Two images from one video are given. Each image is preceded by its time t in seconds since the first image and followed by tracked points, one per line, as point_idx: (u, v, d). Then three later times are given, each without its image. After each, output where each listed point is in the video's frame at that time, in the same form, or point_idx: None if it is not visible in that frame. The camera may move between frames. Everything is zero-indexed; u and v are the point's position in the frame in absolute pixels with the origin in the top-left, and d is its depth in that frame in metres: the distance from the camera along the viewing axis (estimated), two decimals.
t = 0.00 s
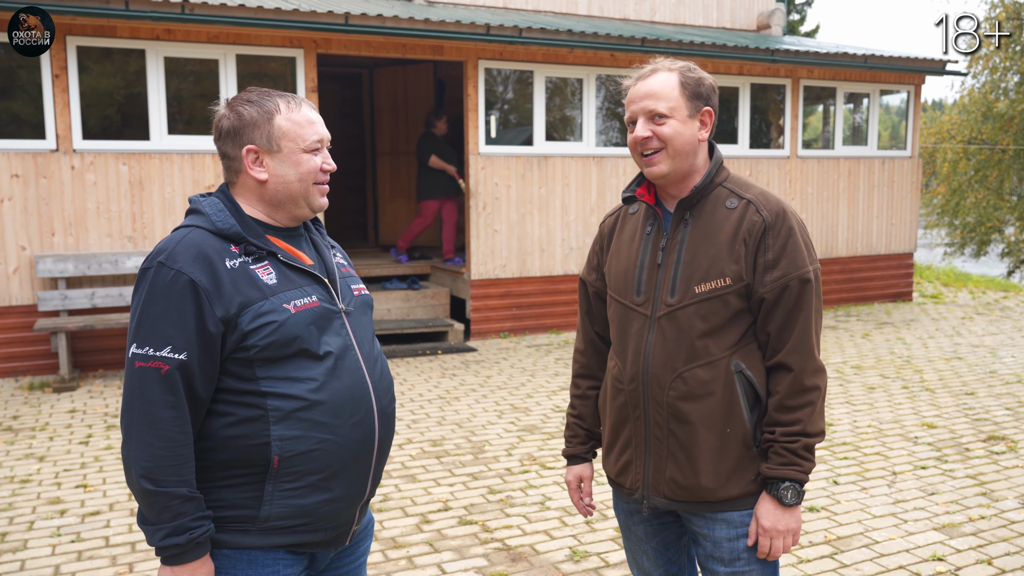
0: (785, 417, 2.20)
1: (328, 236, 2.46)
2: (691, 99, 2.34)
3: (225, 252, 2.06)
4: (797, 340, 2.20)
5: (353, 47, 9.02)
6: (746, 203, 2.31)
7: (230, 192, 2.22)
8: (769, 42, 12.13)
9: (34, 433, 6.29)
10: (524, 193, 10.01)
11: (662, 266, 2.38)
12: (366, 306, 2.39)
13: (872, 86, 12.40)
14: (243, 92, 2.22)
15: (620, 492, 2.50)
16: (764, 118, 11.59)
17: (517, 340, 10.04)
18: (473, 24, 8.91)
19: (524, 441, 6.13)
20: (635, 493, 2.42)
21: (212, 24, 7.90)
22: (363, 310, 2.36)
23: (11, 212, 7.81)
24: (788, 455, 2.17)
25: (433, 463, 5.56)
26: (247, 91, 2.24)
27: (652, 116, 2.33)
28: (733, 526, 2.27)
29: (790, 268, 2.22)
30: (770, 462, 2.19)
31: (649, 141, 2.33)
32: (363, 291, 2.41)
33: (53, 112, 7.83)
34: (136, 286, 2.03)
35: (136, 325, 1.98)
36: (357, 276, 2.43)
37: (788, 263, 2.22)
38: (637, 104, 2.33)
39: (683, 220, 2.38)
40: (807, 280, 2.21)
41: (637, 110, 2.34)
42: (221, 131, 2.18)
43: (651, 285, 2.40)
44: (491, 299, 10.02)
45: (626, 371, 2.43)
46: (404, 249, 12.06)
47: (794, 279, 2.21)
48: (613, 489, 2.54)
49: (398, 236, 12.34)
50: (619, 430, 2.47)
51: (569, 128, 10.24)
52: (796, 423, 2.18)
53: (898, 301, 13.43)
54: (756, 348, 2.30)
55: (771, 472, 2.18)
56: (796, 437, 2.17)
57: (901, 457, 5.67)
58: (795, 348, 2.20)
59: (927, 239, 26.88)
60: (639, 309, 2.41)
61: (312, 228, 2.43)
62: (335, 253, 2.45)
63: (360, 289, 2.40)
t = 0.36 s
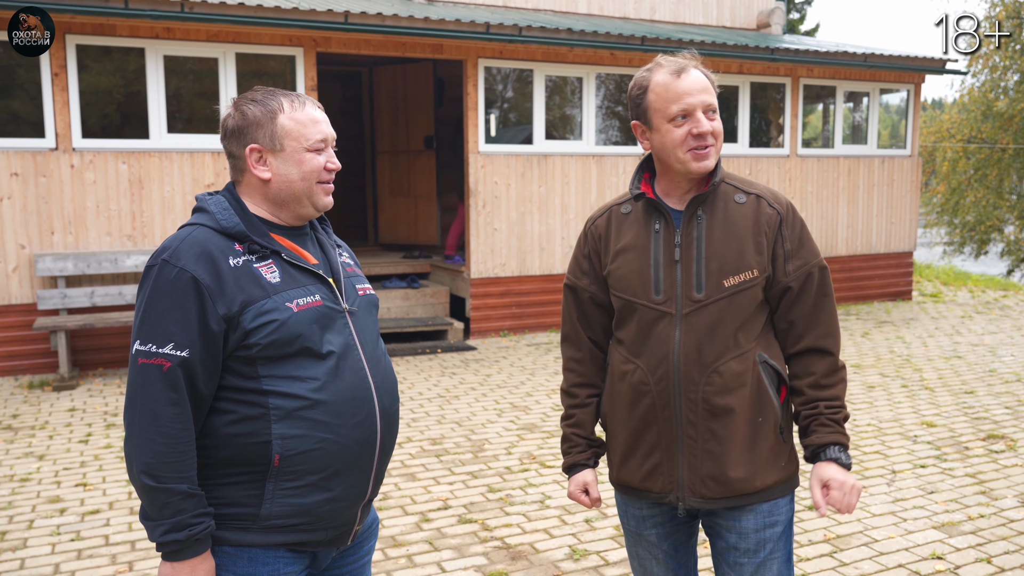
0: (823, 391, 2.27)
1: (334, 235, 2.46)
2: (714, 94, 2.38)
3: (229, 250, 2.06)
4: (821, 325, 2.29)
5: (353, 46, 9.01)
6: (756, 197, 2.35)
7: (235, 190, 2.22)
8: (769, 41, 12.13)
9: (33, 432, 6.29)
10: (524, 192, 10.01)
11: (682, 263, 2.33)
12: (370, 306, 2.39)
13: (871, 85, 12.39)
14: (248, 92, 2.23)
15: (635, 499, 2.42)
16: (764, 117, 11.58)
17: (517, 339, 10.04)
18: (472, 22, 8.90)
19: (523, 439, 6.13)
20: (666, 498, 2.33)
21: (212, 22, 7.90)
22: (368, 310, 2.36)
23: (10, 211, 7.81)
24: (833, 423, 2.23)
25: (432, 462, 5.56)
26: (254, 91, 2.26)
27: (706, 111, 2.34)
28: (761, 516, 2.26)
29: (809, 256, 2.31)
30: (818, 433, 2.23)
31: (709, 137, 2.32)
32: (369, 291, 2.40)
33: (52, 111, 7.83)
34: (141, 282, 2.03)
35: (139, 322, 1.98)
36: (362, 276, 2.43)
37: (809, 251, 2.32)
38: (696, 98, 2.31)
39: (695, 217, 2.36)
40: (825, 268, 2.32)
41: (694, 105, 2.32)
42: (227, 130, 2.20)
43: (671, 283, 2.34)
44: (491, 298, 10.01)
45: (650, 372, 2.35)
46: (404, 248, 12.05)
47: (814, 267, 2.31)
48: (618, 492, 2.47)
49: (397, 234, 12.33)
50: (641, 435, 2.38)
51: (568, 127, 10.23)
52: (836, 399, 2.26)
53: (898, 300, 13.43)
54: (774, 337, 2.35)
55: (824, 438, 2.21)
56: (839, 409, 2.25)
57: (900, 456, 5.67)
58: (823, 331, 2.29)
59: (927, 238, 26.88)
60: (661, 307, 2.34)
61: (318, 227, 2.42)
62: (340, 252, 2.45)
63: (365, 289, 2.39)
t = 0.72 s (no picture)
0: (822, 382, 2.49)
1: (337, 235, 2.46)
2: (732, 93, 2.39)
3: (227, 250, 2.06)
4: (815, 318, 2.50)
5: (351, 45, 9.00)
6: (755, 199, 2.46)
7: (236, 190, 2.22)
8: (767, 40, 12.12)
9: (32, 432, 6.28)
10: (523, 191, 10.01)
11: (706, 262, 2.32)
12: (372, 306, 2.38)
13: (870, 84, 12.37)
14: (247, 90, 2.23)
15: (648, 507, 2.33)
16: (763, 116, 11.59)
17: (516, 338, 10.04)
18: (471, 22, 8.90)
19: (522, 439, 6.13)
20: (701, 501, 2.27)
21: (210, 22, 7.90)
22: (370, 311, 2.35)
23: (8, 211, 7.80)
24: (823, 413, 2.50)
25: (432, 462, 5.56)
26: (253, 89, 2.26)
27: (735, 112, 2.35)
28: (780, 510, 2.33)
29: (804, 256, 2.50)
30: (819, 425, 2.49)
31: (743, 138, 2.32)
32: (370, 291, 2.40)
33: (51, 111, 7.82)
34: (140, 281, 2.04)
35: (138, 320, 1.99)
36: (365, 276, 2.42)
37: (804, 250, 2.51)
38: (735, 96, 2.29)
39: (710, 215, 2.37)
40: (814, 266, 2.53)
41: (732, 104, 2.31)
42: (223, 128, 2.20)
43: (698, 282, 2.30)
44: (490, 297, 10.01)
45: (684, 373, 2.27)
46: (403, 248, 12.06)
47: (809, 265, 2.51)
48: (622, 500, 2.38)
49: (396, 233, 12.33)
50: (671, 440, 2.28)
51: (567, 126, 10.24)
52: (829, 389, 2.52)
53: (896, 299, 13.44)
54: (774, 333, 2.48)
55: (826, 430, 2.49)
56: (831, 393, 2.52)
57: (899, 455, 5.68)
58: (818, 325, 2.50)
59: (926, 237, 26.88)
60: (691, 307, 2.28)
61: (321, 227, 2.42)
62: (343, 252, 2.45)
63: (367, 290, 2.39)
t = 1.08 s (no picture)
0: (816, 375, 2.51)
1: (336, 234, 2.46)
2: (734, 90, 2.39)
3: (229, 250, 2.06)
4: (813, 315, 2.53)
5: (352, 44, 9.00)
6: (755, 197, 2.48)
7: (236, 187, 2.23)
8: (769, 38, 12.11)
9: (34, 431, 6.29)
10: (524, 190, 10.01)
11: (711, 263, 2.32)
12: (372, 306, 2.39)
13: (872, 83, 12.36)
14: (246, 87, 2.23)
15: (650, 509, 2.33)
16: (763, 114, 11.59)
17: (517, 337, 10.05)
18: (471, 20, 8.90)
19: (524, 437, 6.13)
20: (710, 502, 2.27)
21: (211, 21, 7.90)
22: (370, 312, 2.35)
23: (10, 210, 7.81)
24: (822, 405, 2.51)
25: (433, 460, 5.56)
26: (252, 86, 2.26)
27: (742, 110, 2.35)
28: (780, 509, 2.33)
29: (800, 253, 2.53)
30: (818, 415, 2.49)
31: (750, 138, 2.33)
32: (370, 291, 2.40)
33: (52, 111, 7.83)
34: (140, 281, 2.04)
35: (138, 321, 1.98)
36: (365, 277, 2.43)
37: (801, 249, 2.54)
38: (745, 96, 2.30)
39: (712, 216, 2.38)
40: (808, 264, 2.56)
41: (741, 102, 2.31)
42: (223, 126, 2.21)
43: (703, 283, 2.30)
44: (491, 296, 10.01)
45: (693, 375, 2.26)
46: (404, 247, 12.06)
47: (806, 263, 2.53)
48: (623, 501, 2.38)
49: (397, 232, 12.33)
50: (678, 442, 2.28)
51: (568, 125, 10.24)
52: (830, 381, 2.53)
53: (898, 297, 13.44)
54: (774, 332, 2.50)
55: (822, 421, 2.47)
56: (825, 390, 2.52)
57: (901, 453, 5.67)
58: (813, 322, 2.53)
59: (927, 235, 26.88)
60: (696, 308, 2.29)
61: (320, 226, 2.42)
62: (343, 251, 2.45)
63: (367, 290, 2.39)
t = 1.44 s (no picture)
0: (838, 380, 2.32)
1: (327, 233, 2.48)
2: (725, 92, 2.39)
3: (221, 254, 2.07)
4: (832, 318, 2.35)
5: (356, 45, 9.00)
6: (762, 195, 2.39)
7: (225, 189, 2.23)
8: (771, 38, 12.11)
9: (38, 432, 6.30)
10: (527, 191, 10.02)
11: (694, 266, 2.32)
12: (366, 306, 2.40)
13: (874, 83, 12.37)
14: (235, 88, 2.23)
15: (642, 504, 2.39)
16: (766, 115, 11.58)
17: (520, 338, 10.05)
18: (474, 21, 8.91)
19: (526, 438, 6.14)
20: (684, 504, 2.32)
21: (214, 22, 7.91)
22: (363, 312, 2.37)
23: (13, 211, 7.82)
24: (845, 413, 2.29)
25: (436, 461, 5.57)
26: (241, 86, 2.26)
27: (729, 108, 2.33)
28: (773, 518, 2.29)
29: (816, 253, 2.38)
30: (831, 422, 2.28)
31: (734, 136, 2.30)
32: (363, 291, 2.42)
33: (56, 112, 7.85)
34: (131, 286, 2.03)
35: (132, 328, 1.98)
36: (357, 276, 2.44)
37: (815, 248, 2.39)
38: (725, 94, 2.28)
39: (704, 215, 2.36)
40: (830, 264, 2.40)
41: (723, 100, 2.30)
42: (212, 127, 2.20)
43: (684, 285, 2.31)
44: (494, 296, 10.02)
45: (665, 377, 2.31)
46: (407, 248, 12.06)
47: (823, 263, 2.38)
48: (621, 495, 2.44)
49: (400, 232, 12.34)
50: (656, 440, 2.34)
51: (571, 126, 10.24)
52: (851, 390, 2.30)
53: (901, 297, 13.43)
54: (782, 335, 2.39)
55: (834, 429, 2.27)
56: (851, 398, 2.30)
57: (904, 454, 5.67)
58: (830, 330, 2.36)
59: (930, 236, 26.85)
60: (674, 311, 2.31)
61: (311, 226, 2.43)
62: (334, 251, 2.46)
63: (360, 290, 2.41)
